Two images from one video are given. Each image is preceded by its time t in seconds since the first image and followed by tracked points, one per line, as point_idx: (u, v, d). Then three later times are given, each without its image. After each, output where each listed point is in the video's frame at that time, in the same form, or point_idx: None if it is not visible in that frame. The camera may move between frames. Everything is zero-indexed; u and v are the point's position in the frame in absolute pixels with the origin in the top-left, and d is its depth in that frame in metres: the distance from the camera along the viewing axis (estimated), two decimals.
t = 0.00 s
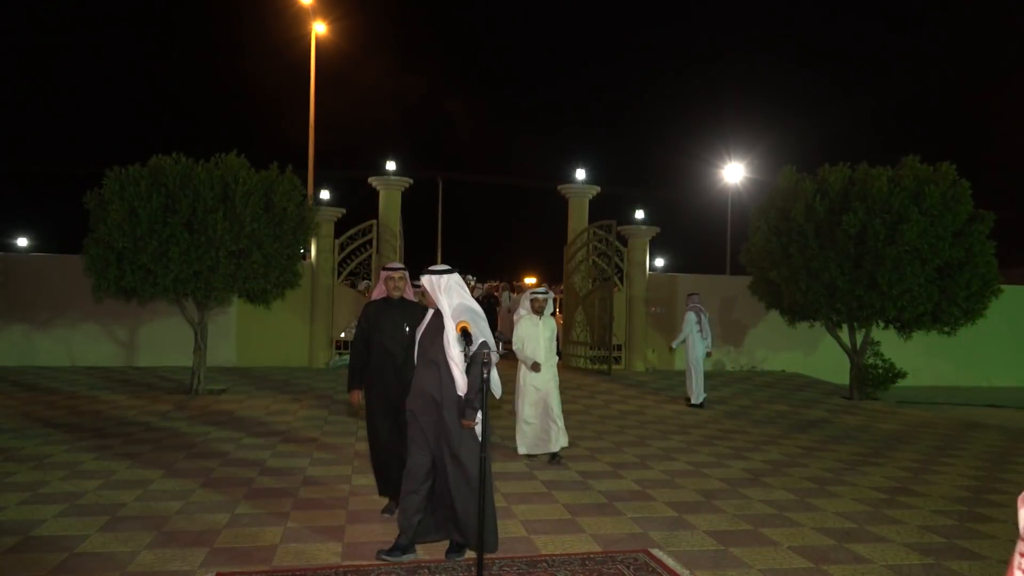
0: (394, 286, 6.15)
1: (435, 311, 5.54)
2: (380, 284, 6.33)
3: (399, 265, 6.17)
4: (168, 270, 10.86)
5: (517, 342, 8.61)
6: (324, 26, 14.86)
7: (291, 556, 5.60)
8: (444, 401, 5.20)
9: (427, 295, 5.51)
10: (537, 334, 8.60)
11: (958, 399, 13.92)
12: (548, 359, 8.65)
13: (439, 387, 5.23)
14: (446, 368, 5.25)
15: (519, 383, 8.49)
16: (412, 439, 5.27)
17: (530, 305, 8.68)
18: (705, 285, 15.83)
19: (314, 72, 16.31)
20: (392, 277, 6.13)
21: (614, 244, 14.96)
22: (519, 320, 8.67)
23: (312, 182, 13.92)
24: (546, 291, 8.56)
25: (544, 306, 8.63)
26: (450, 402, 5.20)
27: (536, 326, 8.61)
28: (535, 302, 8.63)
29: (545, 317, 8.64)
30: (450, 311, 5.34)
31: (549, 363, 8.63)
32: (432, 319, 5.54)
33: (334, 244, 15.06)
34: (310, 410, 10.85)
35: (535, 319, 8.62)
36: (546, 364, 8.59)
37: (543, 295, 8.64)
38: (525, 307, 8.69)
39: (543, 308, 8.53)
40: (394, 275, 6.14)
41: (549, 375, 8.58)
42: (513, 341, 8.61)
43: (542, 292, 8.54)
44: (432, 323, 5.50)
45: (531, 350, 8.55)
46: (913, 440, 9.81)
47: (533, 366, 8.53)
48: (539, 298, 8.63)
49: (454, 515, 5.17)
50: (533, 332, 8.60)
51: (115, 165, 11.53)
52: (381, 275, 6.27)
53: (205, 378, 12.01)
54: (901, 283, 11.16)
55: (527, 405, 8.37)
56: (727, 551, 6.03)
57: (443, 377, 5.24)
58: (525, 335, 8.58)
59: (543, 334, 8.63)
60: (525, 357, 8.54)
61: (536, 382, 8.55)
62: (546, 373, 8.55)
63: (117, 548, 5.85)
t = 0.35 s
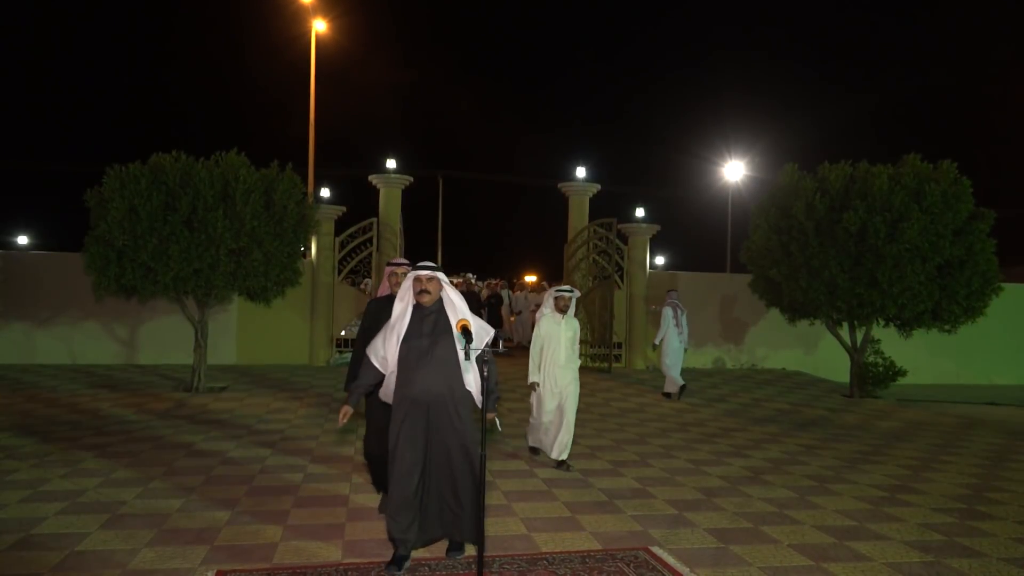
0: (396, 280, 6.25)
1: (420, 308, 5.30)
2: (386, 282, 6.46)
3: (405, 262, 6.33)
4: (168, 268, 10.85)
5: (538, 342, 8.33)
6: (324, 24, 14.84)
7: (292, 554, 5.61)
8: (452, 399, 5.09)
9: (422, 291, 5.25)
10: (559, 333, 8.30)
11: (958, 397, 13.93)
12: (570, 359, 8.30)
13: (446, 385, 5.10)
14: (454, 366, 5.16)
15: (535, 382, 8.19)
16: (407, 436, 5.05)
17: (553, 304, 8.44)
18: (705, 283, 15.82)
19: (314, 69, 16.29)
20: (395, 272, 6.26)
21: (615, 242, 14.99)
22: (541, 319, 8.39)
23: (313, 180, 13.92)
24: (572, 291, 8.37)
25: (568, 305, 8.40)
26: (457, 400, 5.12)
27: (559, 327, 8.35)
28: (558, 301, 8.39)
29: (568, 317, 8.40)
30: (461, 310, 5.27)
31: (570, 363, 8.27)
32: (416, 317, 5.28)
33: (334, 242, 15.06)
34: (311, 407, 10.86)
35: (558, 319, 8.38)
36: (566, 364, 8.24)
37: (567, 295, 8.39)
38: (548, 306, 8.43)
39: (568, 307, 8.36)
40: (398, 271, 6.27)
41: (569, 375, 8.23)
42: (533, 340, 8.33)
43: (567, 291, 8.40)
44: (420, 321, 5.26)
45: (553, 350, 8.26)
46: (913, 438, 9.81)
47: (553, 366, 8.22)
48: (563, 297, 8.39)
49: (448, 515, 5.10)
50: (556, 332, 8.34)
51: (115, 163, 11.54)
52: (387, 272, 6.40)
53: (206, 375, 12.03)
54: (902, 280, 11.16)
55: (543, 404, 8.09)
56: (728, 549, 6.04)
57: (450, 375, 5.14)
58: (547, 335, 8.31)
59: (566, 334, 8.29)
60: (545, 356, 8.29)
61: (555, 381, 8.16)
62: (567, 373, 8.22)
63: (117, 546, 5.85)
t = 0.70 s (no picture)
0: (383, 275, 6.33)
1: (412, 306, 5.25)
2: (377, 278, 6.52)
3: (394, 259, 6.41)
4: (168, 266, 10.85)
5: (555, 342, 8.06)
6: (324, 21, 14.84)
7: (292, 551, 5.62)
8: (438, 393, 5.10)
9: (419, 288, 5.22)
10: (578, 334, 8.04)
11: (959, 395, 13.93)
12: (588, 360, 8.03)
13: (433, 383, 5.10)
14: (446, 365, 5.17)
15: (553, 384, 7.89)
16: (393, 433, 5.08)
17: (571, 303, 8.21)
18: (706, 281, 15.81)
19: (314, 67, 16.28)
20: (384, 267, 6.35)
21: (615, 239, 14.95)
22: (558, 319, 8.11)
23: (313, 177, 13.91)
24: (591, 289, 8.13)
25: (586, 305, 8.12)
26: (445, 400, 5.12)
27: (578, 326, 8.06)
28: (577, 300, 8.12)
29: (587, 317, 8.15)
30: (454, 305, 5.30)
31: (589, 364, 8.01)
32: (409, 315, 5.23)
33: (334, 239, 15.06)
34: (310, 405, 10.86)
35: (577, 318, 8.10)
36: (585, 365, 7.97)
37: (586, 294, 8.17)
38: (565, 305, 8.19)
39: (587, 307, 8.13)
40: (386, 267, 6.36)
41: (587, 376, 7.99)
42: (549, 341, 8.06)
43: (586, 290, 8.10)
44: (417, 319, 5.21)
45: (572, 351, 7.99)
46: (913, 436, 9.81)
47: (571, 367, 7.94)
48: (582, 296, 8.09)
49: (433, 512, 5.02)
50: (575, 333, 8.08)
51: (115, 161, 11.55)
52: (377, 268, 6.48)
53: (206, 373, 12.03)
54: (902, 278, 11.15)
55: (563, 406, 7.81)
56: (727, 547, 6.04)
57: (440, 371, 5.15)
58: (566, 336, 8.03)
59: (585, 334, 8.03)
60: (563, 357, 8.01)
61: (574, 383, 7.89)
62: (585, 374, 7.95)
63: (118, 544, 5.87)
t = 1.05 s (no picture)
0: (353, 273, 5.48)
1: (424, 306, 4.96)
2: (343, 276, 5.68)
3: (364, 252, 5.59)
4: (168, 264, 10.85)
5: (576, 343, 7.47)
6: (324, 18, 14.80)
7: (292, 548, 5.63)
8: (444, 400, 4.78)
9: (432, 288, 4.90)
10: (601, 333, 7.40)
11: (958, 392, 13.95)
12: (613, 359, 7.40)
13: (437, 385, 4.79)
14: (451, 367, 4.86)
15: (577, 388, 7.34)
16: (391, 438, 4.75)
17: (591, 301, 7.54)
18: (706, 278, 15.84)
19: (314, 64, 16.24)
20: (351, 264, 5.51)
21: (615, 237, 14.96)
22: (579, 318, 7.50)
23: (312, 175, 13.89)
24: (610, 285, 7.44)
25: (607, 301, 7.48)
26: (448, 402, 4.79)
27: (599, 324, 7.42)
28: (597, 297, 7.49)
29: (609, 314, 7.51)
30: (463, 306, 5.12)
31: (613, 364, 7.39)
32: (420, 315, 4.94)
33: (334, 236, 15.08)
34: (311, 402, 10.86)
35: (598, 316, 7.46)
36: (608, 365, 7.35)
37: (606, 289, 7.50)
38: (586, 303, 7.58)
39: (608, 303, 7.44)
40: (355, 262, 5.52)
41: (612, 376, 7.37)
42: (570, 343, 7.49)
43: (606, 285, 7.46)
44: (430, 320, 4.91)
45: (594, 351, 7.36)
46: (913, 433, 9.83)
47: (594, 368, 7.34)
48: (602, 292, 7.45)
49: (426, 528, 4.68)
50: (597, 331, 7.41)
51: (115, 159, 11.55)
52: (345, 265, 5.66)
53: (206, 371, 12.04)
54: (902, 276, 11.16)
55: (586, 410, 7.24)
56: (727, 544, 6.04)
57: (448, 376, 4.84)
58: (587, 335, 7.42)
59: (607, 333, 7.39)
60: (585, 359, 7.41)
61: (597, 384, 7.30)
62: (609, 375, 7.34)
63: (119, 540, 5.88)
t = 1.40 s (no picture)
0: (332, 271, 5.24)
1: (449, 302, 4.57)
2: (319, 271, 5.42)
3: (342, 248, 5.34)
4: (169, 262, 10.85)
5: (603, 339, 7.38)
6: (323, 16, 14.78)
7: (293, 545, 5.63)
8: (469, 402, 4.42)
9: (457, 284, 4.52)
10: (628, 334, 7.42)
11: (958, 390, 13.95)
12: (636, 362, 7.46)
13: (462, 386, 4.41)
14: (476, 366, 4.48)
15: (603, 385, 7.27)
16: (415, 441, 4.36)
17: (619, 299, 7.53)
18: (705, 276, 15.87)
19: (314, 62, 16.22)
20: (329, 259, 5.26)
21: (615, 235, 14.95)
22: (607, 315, 7.46)
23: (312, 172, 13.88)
24: (639, 285, 7.43)
25: (636, 302, 7.51)
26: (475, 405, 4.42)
27: (626, 324, 7.44)
28: (627, 297, 7.50)
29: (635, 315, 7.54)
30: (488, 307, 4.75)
31: (636, 366, 7.43)
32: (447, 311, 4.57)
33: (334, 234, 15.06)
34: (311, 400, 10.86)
35: (626, 316, 7.48)
36: (633, 368, 7.40)
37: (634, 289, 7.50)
38: (614, 301, 7.56)
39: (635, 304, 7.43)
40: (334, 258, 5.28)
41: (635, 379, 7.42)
42: (597, 338, 7.37)
43: (637, 287, 7.50)
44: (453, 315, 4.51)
45: (620, 351, 7.38)
46: (913, 431, 9.83)
47: (619, 369, 7.34)
48: (633, 293, 7.48)
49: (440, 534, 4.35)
50: (622, 331, 7.44)
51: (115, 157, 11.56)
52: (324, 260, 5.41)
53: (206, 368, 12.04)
54: (903, 274, 11.15)
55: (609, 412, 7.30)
56: (727, 541, 6.05)
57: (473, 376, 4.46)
58: (616, 333, 7.38)
59: (634, 334, 7.44)
60: (611, 356, 7.37)
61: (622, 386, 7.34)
62: (633, 378, 7.39)
63: (120, 538, 5.89)
